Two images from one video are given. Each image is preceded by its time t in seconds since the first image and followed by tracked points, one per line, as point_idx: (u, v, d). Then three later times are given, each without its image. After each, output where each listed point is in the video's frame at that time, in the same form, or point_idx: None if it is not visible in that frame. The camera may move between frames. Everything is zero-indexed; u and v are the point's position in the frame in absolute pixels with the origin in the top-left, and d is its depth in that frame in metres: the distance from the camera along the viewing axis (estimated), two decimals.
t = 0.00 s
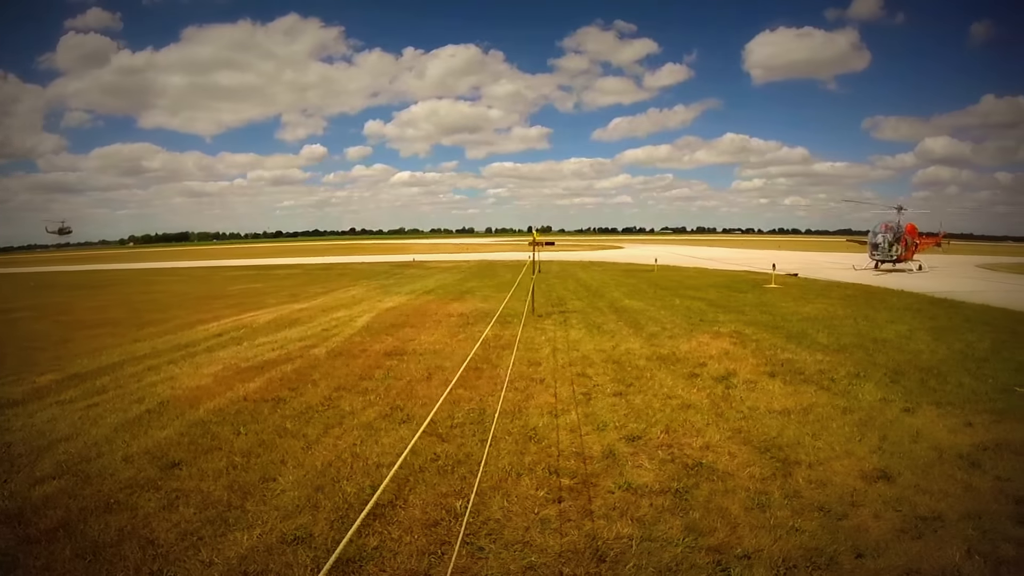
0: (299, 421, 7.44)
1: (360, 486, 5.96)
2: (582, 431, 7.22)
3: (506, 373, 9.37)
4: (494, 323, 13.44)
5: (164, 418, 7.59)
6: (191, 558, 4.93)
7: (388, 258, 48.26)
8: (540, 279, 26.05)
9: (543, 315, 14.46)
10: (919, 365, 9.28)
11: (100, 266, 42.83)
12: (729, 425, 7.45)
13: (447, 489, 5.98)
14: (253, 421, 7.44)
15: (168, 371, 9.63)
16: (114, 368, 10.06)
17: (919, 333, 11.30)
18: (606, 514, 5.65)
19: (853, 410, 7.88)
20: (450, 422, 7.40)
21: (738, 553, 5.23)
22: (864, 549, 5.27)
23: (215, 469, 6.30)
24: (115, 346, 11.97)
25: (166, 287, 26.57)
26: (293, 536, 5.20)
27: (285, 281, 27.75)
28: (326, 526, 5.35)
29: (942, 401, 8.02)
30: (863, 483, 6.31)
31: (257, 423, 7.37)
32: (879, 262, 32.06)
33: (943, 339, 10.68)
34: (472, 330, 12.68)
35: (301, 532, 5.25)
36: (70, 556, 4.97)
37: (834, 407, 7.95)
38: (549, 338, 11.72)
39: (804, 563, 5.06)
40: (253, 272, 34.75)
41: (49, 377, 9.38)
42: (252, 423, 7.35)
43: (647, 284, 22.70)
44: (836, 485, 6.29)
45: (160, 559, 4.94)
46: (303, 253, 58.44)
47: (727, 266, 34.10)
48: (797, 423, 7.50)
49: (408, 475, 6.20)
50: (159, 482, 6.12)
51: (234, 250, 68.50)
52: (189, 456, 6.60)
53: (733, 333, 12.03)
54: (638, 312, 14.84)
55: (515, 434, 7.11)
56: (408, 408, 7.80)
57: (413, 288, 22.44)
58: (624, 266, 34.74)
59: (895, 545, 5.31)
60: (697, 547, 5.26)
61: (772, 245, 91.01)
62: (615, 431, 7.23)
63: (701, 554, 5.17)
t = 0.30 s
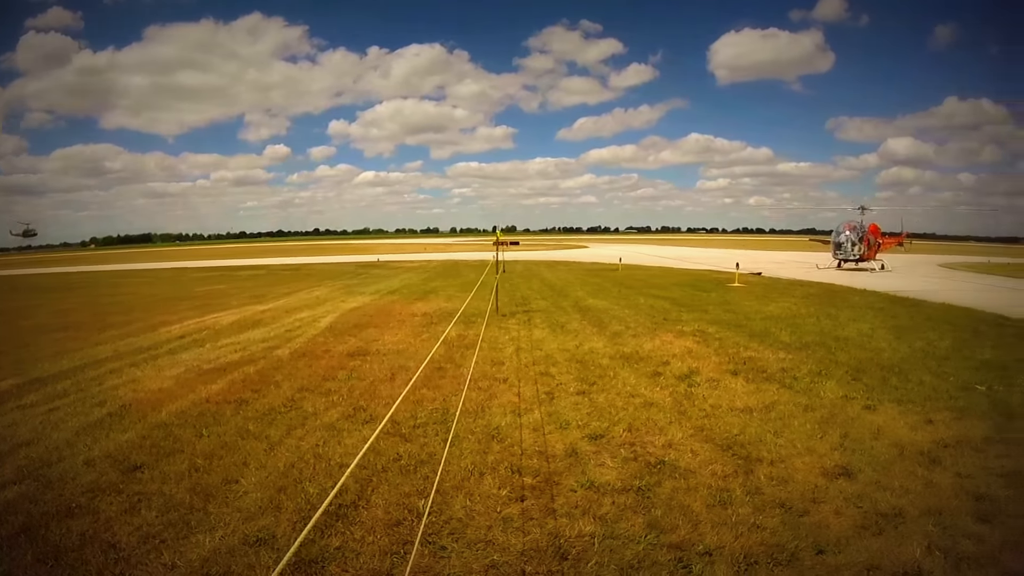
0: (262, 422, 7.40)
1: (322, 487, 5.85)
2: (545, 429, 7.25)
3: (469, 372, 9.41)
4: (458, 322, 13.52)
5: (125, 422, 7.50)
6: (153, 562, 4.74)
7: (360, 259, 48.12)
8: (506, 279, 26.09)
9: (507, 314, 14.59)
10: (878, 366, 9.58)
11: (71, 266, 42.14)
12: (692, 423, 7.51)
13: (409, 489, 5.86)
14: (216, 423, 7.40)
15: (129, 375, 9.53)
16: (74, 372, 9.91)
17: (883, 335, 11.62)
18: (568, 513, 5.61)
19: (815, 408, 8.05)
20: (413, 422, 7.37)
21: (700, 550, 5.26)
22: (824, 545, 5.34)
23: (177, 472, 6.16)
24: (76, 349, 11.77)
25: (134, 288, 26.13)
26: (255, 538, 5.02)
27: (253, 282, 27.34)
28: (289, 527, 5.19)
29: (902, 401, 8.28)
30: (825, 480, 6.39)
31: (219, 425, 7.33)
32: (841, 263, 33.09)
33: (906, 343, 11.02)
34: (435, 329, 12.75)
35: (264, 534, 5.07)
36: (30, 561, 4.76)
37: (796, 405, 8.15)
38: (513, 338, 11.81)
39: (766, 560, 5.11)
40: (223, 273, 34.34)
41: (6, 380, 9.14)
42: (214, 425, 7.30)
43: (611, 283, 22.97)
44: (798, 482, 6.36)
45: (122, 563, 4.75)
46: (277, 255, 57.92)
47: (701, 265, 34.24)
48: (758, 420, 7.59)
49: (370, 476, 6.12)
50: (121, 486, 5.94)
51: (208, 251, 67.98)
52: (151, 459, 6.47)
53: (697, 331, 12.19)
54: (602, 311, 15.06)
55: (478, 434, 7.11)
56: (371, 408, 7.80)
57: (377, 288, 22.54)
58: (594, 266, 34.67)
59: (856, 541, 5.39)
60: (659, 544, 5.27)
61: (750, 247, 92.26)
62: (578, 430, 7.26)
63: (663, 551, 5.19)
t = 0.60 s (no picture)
0: (223, 425, 7.40)
1: (283, 489, 5.82)
2: (506, 430, 7.31)
3: (429, 373, 9.53)
4: (421, 323, 13.73)
5: (85, 427, 7.40)
6: (112, 565, 4.61)
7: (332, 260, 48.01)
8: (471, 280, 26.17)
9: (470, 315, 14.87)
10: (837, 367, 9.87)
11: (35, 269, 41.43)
12: (652, 423, 7.61)
13: (369, 490, 5.86)
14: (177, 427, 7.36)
15: (89, 379, 9.43)
16: (32, 377, 9.73)
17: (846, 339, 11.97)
18: (527, 512, 5.62)
19: (776, 408, 8.22)
20: (374, 424, 7.40)
21: (658, 548, 5.26)
22: (782, 541, 5.41)
23: (137, 476, 6.04)
24: (35, 352, 11.57)
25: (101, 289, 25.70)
26: (215, 540, 4.95)
27: (220, 286, 26.94)
28: (249, 529, 5.13)
29: (861, 402, 8.53)
30: (784, 478, 6.47)
31: (180, 429, 7.29)
32: (805, 262, 34.20)
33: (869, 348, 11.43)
34: (397, 331, 12.93)
35: (224, 536, 5.00)
36: None
37: (757, 404, 8.39)
38: (476, 339, 12.02)
39: (723, 557, 5.16)
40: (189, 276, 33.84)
41: None
42: (175, 429, 7.26)
43: (577, 284, 23.37)
44: (757, 480, 6.45)
45: (80, 566, 4.60)
46: (250, 257, 57.45)
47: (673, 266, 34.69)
48: (719, 419, 7.71)
49: (330, 477, 6.11)
50: (82, 490, 5.77)
51: (181, 253, 67.49)
52: (112, 463, 6.34)
53: (659, 331, 12.51)
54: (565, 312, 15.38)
55: (439, 434, 7.15)
56: (332, 411, 7.85)
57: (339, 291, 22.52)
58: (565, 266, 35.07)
59: (813, 538, 5.47)
60: (617, 541, 5.27)
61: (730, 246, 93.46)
62: (539, 430, 7.33)
63: (622, 549, 5.19)
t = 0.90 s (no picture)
0: (184, 429, 7.45)
1: (243, 491, 5.90)
2: (465, 432, 7.45)
3: (390, 376, 9.72)
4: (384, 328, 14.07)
5: (45, 431, 7.36)
6: (72, 568, 4.67)
7: (301, 263, 47.84)
8: (433, 285, 26.54)
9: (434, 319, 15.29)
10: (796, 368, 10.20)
11: None
12: (611, 424, 7.80)
13: (329, 492, 5.96)
14: (138, 431, 7.38)
15: (48, 383, 9.34)
16: None
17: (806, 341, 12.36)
18: (485, 512, 5.73)
19: (734, 408, 8.46)
20: (333, 427, 7.51)
21: (613, 546, 5.34)
22: (737, 538, 5.52)
23: (97, 479, 6.07)
24: None
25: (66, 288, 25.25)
26: (175, 543, 5.03)
27: (186, 289, 26.49)
28: (208, 531, 5.23)
29: (819, 402, 8.80)
30: (740, 476, 6.63)
31: (141, 433, 7.32)
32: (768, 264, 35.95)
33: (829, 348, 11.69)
34: (361, 335, 13.23)
35: (183, 538, 5.08)
36: None
37: (715, 404, 8.66)
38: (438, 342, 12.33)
39: (678, 553, 5.25)
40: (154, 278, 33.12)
41: None
42: (135, 433, 7.28)
43: (541, 288, 24.13)
44: (714, 478, 6.60)
45: (39, 569, 4.65)
46: (218, 259, 57.08)
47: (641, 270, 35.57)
48: (678, 419, 7.92)
49: (291, 479, 6.20)
50: (41, 494, 5.79)
51: (151, 254, 66.89)
52: (72, 467, 6.37)
53: (622, 333, 13.14)
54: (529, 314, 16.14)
55: (400, 436, 7.27)
56: (294, 414, 7.95)
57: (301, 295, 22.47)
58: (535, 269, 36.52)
59: (768, 534, 5.60)
60: (573, 539, 5.36)
61: (710, 244, 94.74)
62: (498, 431, 7.50)
63: (577, 547, 5.26)
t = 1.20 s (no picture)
0: (147, 431, 7.55)
1: (206, 492, 6.03)
2: (428, 432, 7.65)
3: (353, 377, 9.96)
4: (350, 330, 14.39)
5: (7, 433, 7.37)
6: (35, 568, 4.75)
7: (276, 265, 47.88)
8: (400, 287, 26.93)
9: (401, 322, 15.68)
10: (757, 367, 10.62)
11: None
12: (572, 424, 8.06)
13: (291, 492, 6.11)
14: (101, 433, 7.43)
15: (10, 384, 9.30)
16: None
17: (769, 342, 12.80)
18: (445, 511, 5.88)
19: (694, 408, 8.77)
20: (297, 428, 7.68)
21: (571, 542, 5.45)
22: (694, 533, 5.64)
23: (60, 481, 6.14)
24: None
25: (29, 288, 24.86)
26: (137, 543, 5.13)
27: (153, 291, 26.08)
28: (170, 531, 5.35)
29: (779, 400, 9.10)
30: (699, 473, 6.82)
31: (104, 434, 7.38)
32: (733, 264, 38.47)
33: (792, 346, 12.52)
34: (328, 336, 13.54)
35: (146, 538, 5.21)
36: None
37: (677, 403, 8.96)
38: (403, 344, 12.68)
39: (635, 549, 5.35)
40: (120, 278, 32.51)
41: None
42: (99, 435, 7.33)
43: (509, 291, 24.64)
44: (672, 475, 6.79)
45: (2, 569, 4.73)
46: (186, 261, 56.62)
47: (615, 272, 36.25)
48: (640, 419, 8.21)
49: (253, 479, 6.34)
50: (4, 496, 5.86)
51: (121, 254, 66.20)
52: (35, 469, 6.42)
53: (586, 335, 13.65)
54: (493, 316, 16.65)
55: (363, 437, 7.44)
56: (258, 415, 8.09)
57: (267, 298, 22.35)
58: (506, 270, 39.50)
59: (726, 529, 5.72)
60: (531, 537, 5.47)
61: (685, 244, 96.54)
62: (461, 432, 7.71)
63: (536, 544, 5.37)
